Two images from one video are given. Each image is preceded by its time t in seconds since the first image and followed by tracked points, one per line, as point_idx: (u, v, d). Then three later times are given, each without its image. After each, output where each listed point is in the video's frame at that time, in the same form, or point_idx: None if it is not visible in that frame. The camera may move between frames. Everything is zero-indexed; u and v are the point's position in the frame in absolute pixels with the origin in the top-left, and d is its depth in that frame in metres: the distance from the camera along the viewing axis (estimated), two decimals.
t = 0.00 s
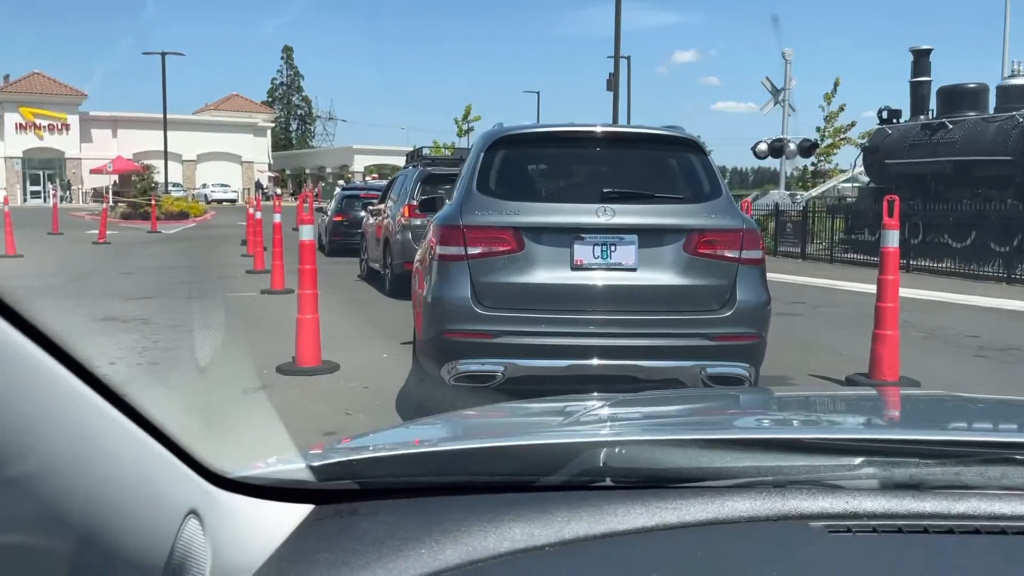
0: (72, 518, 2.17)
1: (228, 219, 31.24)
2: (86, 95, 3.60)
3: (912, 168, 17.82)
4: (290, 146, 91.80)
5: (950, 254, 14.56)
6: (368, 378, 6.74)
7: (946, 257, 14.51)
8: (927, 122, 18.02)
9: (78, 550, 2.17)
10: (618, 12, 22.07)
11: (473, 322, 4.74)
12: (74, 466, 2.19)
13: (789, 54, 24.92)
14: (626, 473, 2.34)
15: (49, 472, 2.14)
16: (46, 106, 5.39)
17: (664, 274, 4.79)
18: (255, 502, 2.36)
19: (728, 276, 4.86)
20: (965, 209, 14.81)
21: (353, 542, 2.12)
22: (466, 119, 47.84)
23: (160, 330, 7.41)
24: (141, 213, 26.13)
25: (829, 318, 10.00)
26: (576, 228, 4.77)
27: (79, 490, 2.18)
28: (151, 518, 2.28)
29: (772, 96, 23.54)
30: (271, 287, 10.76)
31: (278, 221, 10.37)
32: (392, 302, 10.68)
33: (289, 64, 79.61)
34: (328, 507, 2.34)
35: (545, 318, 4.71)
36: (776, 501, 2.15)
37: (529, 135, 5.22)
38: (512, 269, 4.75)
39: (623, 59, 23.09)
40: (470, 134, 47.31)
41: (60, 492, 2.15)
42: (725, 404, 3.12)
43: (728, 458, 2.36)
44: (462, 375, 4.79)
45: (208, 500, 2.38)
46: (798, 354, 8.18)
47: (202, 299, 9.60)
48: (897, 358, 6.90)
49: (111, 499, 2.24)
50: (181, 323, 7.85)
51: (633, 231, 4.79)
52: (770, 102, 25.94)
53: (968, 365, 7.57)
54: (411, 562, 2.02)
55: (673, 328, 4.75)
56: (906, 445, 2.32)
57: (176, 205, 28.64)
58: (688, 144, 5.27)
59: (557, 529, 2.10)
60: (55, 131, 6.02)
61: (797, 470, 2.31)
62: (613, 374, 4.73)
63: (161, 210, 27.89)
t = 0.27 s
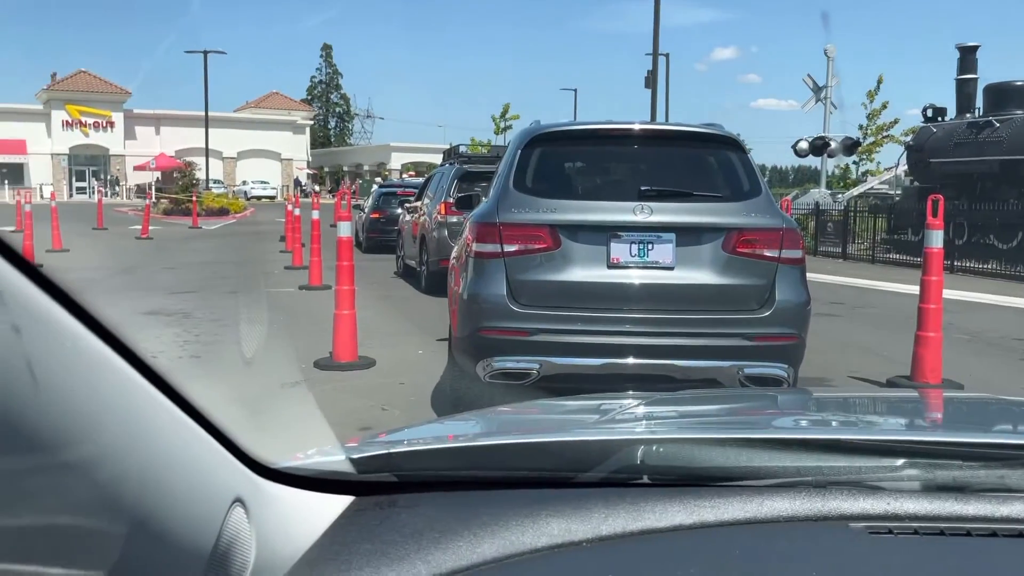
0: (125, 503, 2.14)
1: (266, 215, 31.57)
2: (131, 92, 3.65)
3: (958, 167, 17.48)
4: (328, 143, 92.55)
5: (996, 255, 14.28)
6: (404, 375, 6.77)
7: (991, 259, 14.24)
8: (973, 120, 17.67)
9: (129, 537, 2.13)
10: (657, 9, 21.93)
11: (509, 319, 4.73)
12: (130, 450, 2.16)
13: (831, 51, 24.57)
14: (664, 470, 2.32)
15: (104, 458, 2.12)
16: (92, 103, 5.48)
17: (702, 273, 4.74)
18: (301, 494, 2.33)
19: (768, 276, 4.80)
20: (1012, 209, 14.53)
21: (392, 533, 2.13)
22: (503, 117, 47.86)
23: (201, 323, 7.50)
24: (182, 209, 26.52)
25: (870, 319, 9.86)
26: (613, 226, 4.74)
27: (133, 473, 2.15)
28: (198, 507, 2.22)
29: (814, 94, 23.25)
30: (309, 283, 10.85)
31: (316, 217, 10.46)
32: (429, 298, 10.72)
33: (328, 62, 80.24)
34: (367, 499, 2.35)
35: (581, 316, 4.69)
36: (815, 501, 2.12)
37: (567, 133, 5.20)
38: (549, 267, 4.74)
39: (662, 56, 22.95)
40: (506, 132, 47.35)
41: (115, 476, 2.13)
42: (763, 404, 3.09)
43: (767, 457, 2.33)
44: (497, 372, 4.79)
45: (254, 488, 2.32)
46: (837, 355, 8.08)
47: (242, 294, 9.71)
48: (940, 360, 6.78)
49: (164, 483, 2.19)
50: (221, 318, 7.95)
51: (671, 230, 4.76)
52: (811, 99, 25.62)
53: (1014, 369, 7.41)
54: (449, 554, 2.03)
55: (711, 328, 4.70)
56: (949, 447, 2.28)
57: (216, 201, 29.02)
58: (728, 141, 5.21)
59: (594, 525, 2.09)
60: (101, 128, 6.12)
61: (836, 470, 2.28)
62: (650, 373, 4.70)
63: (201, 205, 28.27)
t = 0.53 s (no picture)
0: (158, 494, 2.14)
1: (295, 215, 31.79)
2: (163, 94, 3.68)
3: (991, 170, 17.23)
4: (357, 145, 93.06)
5: None
6: (429, 375, 6.79)
7: None
8: (1007, 122, 17.41)
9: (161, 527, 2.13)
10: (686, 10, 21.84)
11: (534, 320, 4.73)
12: (163, 443, 2.17)
13: (862, 52, 24.30)
14: (688, 472, 2.31)
15: (137, 449, 2.12)
16: (124, 104, 5.53)
17: (729, 275, 4.72)
18: (328, 492, 2.37)
19: (796, 279, 4.76)
20: None
21: (416, 531, 2.14)
22: (530, 119, 47.86)
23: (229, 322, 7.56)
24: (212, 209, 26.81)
25: (900, 323, 9.75)
26: (639, 228, 4.73)
27: (166, 465, 2.16)
28: (227, 500, 2.23)
29: (844, 96, 23.02)
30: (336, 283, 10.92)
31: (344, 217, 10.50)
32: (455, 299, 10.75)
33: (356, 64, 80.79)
34: (391, 498, 2.39)
35: (607, 318, 4.68)
36: (842, 505, 2.10)
37: (594, 134, 5.19)
38: (574, 268, 4.73)
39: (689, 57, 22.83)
40: (533, 133, 47.36)
41: (147, 467, 2.13)
42: (791, 407, 3.06)
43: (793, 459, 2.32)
44: (522, 373, 4.79)
45: (282, 483, 2.35)
46: (867, 359, 7.99)
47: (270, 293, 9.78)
48: (971, 365, 6.69)
49: (195, 475, 2.20)
50: (250, 317, 8.00)
51: (697, 232, 4.73)
52: (841, 101, 25.36)
53: None
54: (473, 553, 2.03)
55: (737, 330, 4.67)
56: (978, 453, 2.25)
57: (245, 202, 29.26)
58: (756, 143, 5.17)
59: (618, 526, 2.08)
60: (132, 128, 6.18)
61: (863, 474, 2.25)
62: (675, 376, 4.68)
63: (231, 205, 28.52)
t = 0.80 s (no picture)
0: (167, 504, 2.18)
1: (308, 219, 31.88)
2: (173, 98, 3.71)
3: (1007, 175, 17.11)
4: (371, 148, 93.22)
5: None
6: (441, 379, 6.80)
7: None
8: None
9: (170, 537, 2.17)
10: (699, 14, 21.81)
11: (546, 325, 4.74)
12: (173, 453, 2.22)
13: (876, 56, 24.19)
14: (697, 481, 2.31)
15: (147, 461, 2.16)
16: (141, 108, 5.58)
17: (742, 280, 4.71)
18: (341, 498, 2.37)
19: (809, 284, 4.75)
20: None
21: (424, 539, 2.15)
22: (543, 123, 47.86)
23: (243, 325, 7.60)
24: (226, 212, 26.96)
25: (914, 328, 9.70)
26: (651, 233, 4.73)
27: (175, 476, 2.20)
28: (236, 508, 2.26)
29: (858, 100, 22.91)
30: (349, 287, 10.96)
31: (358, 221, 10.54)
32: (467, 303, 10.76)
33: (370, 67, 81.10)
34: (400, 505, 2.37)
35: (619, 323, 4.68)
36: (850, 515, 2.10)
37: (607, 138, 5.20)
38: (587, 273, 4.74)
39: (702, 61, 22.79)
40: (546, 137, 47.38)
41: (157, 477, 2.17)
42: (804, 415, 3.05)
43: (802, 469, 2.31)
44: (534, 377, 4.80)
45: (293, 491, 2.37)
46: (880, 364, 7.96)
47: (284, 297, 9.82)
48: (986, 371, 6.64)
49: (204, 484, 2.24)
50: (263, 320, 8.04)
51: (709, 237, 4.73)
52: (855, 106, 25.26)
53: None
54: (482, 561, 2.04)
55: (749, 336, 4.66)
56: (989, 463, 2.24)
57: (259, 205, 29.35)
58: (769, 148, 5.16)
59: (626, 535, 2.09)
60: (149, 132, 6.22)
61: (872, 484, 2.25)
62: (688, 381, 4.67)
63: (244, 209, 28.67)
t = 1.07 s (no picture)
0: (164, 522, 2.20)
1: (319, 224, 31.98)
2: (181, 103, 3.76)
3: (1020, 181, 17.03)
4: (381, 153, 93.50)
5: None
6: (451, 385, 6.82)
7: None
8: None
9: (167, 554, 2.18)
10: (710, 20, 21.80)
11: (555, 332, 4.75)
12: (173, 470, 2.26)
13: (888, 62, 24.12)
14: (696, 496, 2.32)
15: (145, 480, 2.18)
16: (152, 113, 5.63)
17: (750, 288, 4.71)
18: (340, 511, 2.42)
19: (818, 292, 4.75)
20: None
21: (425, 553, 2.17)
22: (554, 127, 47.90)
23: (253, 332, 7.65)
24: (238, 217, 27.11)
25: (925, 336, 9.67)
26: (659, 240, 4.73)
27: (173, 494, 2.23)
28: (235, 523, 2.32)
29: (869, 105, 22.83)
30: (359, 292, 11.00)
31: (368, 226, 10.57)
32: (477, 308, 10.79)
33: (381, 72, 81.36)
34: (401, 519, 2.39)
35: (627, 330, 4.69)
36: (849, 532, 2.10)
37: (615, 145, 5.21)
38: (595, 280, 4.75)
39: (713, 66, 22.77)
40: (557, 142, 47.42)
41: (156, 496, 2.20)
42: (810, 427, 3.06)
43: (801, 484, 2.32)
44: (542, 385, 4.81)
45: (290, 507, 2.44)
46: (891, 372, 7.93)
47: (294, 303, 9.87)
48: (997, 380, 6.61)
49: (203, 500, 2.29)
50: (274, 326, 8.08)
51: (718, 244, 4.72)
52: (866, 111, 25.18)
53: None
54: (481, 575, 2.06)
55: (758, 344, 4.66)
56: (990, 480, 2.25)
57: (270, 210, 29.47)
58: (778, 156, 5.16)
59: (625, 550, 2.10)
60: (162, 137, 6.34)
61: (871, 500, 2.25)
62: (696, 389, 4.68)
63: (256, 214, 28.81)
